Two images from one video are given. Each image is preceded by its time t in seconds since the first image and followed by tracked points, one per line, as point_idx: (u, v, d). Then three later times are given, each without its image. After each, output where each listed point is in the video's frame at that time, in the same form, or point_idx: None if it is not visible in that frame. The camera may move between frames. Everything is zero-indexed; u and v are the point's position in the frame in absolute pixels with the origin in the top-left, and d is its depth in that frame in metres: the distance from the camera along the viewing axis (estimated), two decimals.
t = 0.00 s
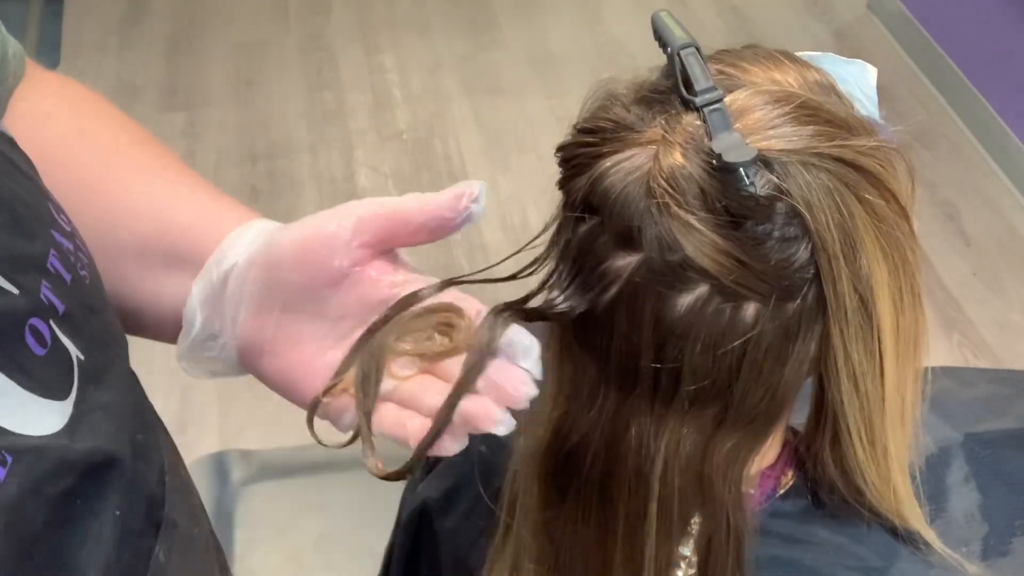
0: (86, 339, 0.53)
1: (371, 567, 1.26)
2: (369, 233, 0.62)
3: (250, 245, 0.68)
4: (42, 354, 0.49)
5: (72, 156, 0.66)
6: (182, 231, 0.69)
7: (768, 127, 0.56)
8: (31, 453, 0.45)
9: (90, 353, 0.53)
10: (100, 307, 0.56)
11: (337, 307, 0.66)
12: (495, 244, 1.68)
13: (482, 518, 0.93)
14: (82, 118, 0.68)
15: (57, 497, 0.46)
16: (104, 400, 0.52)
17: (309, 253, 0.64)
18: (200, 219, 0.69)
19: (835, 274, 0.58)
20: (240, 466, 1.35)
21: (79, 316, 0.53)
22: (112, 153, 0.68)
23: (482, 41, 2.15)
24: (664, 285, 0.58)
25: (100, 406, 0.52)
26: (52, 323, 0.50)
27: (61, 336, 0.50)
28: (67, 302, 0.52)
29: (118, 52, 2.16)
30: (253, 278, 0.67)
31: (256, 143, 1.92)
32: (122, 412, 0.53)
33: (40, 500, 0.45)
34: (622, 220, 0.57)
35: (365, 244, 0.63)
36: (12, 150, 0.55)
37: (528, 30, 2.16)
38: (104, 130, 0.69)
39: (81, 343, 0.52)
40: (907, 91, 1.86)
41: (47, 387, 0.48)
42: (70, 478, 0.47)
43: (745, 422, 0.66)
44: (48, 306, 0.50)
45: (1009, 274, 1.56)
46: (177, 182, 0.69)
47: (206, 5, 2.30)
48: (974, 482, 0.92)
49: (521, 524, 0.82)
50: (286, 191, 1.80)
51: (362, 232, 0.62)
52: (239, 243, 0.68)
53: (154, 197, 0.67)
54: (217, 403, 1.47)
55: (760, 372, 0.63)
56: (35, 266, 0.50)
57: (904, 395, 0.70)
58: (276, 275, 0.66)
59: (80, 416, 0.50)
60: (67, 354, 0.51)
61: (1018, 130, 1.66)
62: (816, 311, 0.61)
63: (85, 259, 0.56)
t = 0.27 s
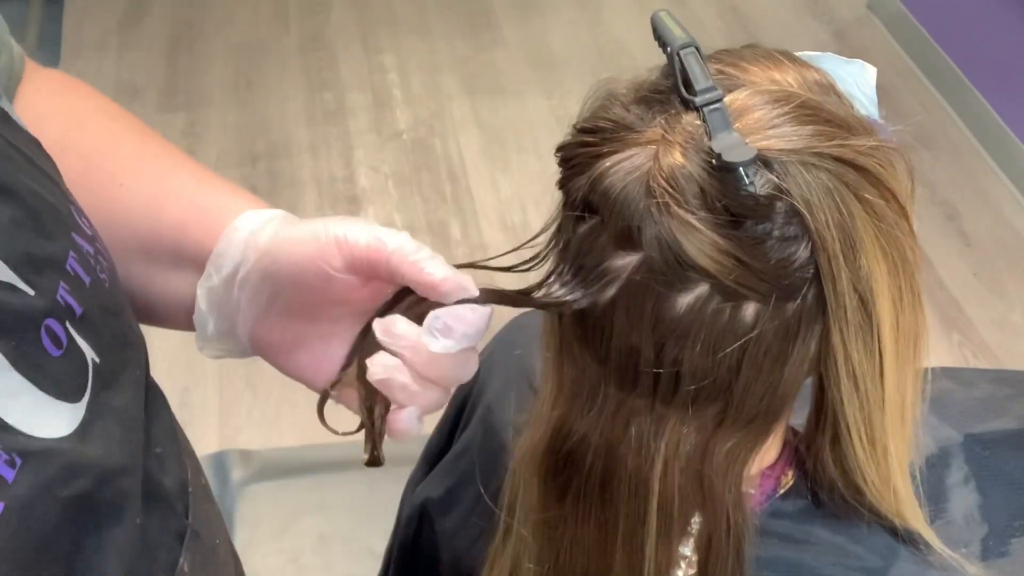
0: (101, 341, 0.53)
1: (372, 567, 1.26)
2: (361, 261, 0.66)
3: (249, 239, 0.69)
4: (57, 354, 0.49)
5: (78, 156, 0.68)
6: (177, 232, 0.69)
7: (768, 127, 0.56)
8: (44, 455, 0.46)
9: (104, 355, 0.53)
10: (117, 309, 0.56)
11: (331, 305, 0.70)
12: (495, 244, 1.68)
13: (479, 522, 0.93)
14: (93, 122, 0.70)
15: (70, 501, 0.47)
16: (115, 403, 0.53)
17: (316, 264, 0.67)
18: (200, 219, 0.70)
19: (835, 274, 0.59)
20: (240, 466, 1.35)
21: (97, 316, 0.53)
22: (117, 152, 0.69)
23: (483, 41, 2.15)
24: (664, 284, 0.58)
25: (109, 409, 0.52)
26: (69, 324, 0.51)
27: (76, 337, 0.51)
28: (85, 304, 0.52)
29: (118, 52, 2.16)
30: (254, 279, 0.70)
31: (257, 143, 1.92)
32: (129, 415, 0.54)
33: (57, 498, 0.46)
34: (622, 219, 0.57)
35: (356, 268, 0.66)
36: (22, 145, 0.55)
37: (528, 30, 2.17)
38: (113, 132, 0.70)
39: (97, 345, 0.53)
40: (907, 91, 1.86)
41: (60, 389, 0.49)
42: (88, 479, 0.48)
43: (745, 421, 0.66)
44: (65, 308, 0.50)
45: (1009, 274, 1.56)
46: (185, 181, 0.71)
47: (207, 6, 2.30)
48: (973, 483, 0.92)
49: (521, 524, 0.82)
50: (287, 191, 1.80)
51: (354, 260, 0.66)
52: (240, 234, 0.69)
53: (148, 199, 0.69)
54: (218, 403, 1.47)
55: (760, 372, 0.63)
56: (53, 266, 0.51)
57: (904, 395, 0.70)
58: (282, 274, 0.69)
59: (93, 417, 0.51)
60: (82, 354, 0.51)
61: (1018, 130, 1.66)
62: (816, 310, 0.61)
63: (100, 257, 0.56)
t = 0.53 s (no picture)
0: (55, 364, 0.52)
1: (373, 567, 1.26)
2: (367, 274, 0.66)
3: (247, 247, 0.69)
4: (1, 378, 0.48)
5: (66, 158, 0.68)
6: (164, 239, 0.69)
7: (769, 126, 0.56)
8: None
9: (58, 378, 0.52)
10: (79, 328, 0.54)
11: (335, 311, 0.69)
12: (495, 244, 1.68)
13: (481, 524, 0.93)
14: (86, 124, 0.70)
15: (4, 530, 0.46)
16: (61, 431, 0.52)
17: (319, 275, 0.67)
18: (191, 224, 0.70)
19: (835, 273, 0.59)
20: (240, 467, 1.35)
21: (51, 338, 0.52)
22: (109, 154, 0.69)
23: (483, 41, 2.15)
24: (665, 283, 0.58)
25: (49, 437, 0.51)
26: (15, 348, 0.49)
27: (22, 360, 0.50)
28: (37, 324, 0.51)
29: (118, 52, 2.16)
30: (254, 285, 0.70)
31: (257, 143, 1.91)
32: (75, 443, 0.52)
33: None
34: (624, 219, 0.57)
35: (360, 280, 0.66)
36: None
37: (529, 30, 2.17)
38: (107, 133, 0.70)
39: (48, 367, 0.51)
40: (907, 91, 1.86)
41: None
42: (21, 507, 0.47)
43: (746, 421, 0.66)
44: (12, 330, 0.49)
45: (1009, 274, 1.56)
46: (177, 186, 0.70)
47: (207, 5, 2.30)
48: (974, 483, 0.92)
49: (521, 523, 0.82)
50: (286, 191, 1.80)
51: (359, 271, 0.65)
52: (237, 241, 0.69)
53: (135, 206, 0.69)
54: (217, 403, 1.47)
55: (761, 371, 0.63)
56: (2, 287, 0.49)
57: (904, 395, 0.70)
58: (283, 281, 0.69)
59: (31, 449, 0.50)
60: (28, 379, 0.50)
61: (1018, 130, 1.66)
62: (817, 310, 0.61)
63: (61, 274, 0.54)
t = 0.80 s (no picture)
0: (45, 321, 0.57)
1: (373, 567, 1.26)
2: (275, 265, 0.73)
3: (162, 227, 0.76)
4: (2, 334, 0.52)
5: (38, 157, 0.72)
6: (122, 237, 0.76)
7: (766, 127, 0.56)
8: None
9: (47, 334, 0.56)
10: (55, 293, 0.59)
11: (216, 294, 0.77)
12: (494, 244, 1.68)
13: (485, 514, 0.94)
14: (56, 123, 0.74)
15: (16, 484, 0.49)
16: (63, 384, 0.57)
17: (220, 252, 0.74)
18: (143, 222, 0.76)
19: (833, 274, 0.58)
20: (240, 466, 1.36)
21: (37, 301, 0.56)
22: (79, 153, 0.74)
23: (482, 42, 2.15)
24: (662, 285, 0.58)
25: (51, 391, 0.55)
26: (9, 306, 0.53)
27: (17, 319, 0.54)
28: (25, 288, 0.55)
29: (118, 52, 2.16)
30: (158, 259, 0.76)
31: (257, 143, 1.92)
32: (75, 396, 0.57)
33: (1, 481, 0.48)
34: (620, 220, 0.57)
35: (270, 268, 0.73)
36: None
37: (528, 30, 2.17)
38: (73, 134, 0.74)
39: (38, 325, 0.56)
40: (907, 91, 1.86)
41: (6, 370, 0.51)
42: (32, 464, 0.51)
43: (744, 422, 0.66)
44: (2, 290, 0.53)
45: (1009, 274, 1.56)
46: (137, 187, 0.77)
47: (207, 5, 2.30)
48: (973, 483, 0.92)
49: (520, 525, 0.82)
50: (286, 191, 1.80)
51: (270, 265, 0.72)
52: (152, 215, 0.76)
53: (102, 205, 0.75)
54: (217, 403, 1.47)
55: (759, 372, 0.63)
56: None
57: (903, 395, 0.70)
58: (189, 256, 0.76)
59: (37, 399, 0.54)
60: (23, 335, 0.54)
61: (1018, 129, 1.66)
62: (815, 310, 0.61)
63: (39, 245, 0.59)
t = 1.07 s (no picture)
0: (37, 301, 0.57)
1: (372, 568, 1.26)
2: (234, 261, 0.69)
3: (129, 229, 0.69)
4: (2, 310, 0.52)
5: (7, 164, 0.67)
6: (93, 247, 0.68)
7: (765, 127, 0.56)
8: None
9: (44, 313, 0.57)
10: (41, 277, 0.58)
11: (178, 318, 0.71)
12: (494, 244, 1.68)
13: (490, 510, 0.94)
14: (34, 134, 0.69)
15: (15, 453, 0.51)
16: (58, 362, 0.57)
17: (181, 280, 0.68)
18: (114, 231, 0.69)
19: (832, 274, 0.58)
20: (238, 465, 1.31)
21: (27, 281, 0.56)
22: (52, 162, 0.68)
23: (482, 42, 2.15)
24: (661, 284, 0.58)
25: (55, 367, 0.56)
26: (6, 283, 0.53)
27: (16, 297, 0.54)
28: (13, 269, 0.55)
29: (118, 52, 2.16)
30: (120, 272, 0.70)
31: (256, 143, 1.92)
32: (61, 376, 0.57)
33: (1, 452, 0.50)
34: (619, 220, 0.57)
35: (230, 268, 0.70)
36: None
37: (528, 30, 2.17)
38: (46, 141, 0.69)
39: (33, 304, 0.56)
40: (907, 91, 1.86)
41: (11, 343, 0.52)
42: (32, 435, 0.52)
43: (743, 421, 0.66)
44: None
45: (1009, 274, 1.56)
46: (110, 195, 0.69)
47: (207, 5, 2.30)
48: (973, 483, 0.92)
49: (520, 524, 0.82)
50: (286, 192, 1.80)
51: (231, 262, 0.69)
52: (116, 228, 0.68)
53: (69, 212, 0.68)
54: (217, 402, 1.47)
55: (758, 372, 0.63)
56: None
57: (902, 396, 0.69)
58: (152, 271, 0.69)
59: (44, 373, 0.54)
60: (21, 313, 0.54)
61: (1018, 130, 1.66)
62: (814, 310, 0.61)
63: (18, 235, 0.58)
